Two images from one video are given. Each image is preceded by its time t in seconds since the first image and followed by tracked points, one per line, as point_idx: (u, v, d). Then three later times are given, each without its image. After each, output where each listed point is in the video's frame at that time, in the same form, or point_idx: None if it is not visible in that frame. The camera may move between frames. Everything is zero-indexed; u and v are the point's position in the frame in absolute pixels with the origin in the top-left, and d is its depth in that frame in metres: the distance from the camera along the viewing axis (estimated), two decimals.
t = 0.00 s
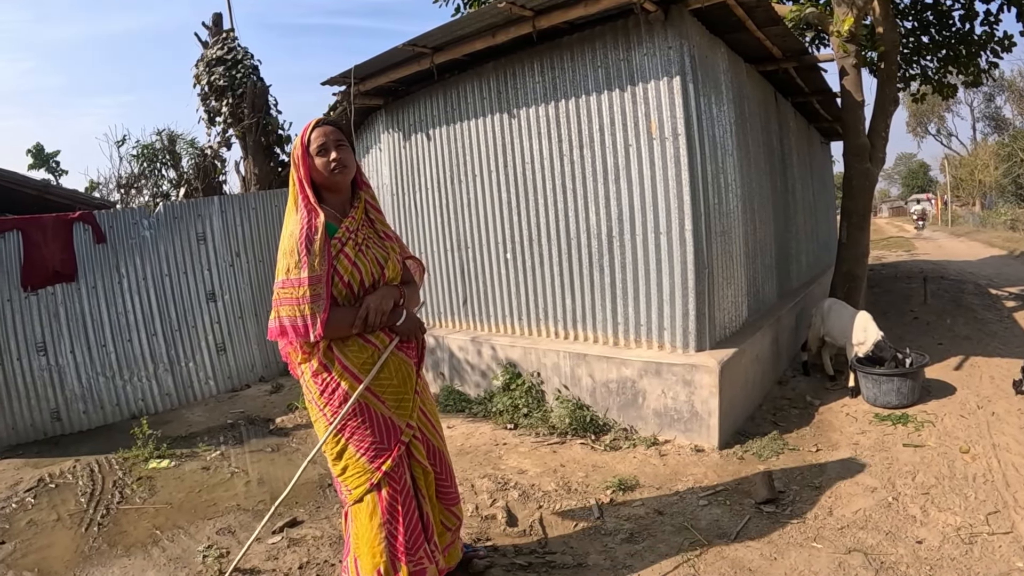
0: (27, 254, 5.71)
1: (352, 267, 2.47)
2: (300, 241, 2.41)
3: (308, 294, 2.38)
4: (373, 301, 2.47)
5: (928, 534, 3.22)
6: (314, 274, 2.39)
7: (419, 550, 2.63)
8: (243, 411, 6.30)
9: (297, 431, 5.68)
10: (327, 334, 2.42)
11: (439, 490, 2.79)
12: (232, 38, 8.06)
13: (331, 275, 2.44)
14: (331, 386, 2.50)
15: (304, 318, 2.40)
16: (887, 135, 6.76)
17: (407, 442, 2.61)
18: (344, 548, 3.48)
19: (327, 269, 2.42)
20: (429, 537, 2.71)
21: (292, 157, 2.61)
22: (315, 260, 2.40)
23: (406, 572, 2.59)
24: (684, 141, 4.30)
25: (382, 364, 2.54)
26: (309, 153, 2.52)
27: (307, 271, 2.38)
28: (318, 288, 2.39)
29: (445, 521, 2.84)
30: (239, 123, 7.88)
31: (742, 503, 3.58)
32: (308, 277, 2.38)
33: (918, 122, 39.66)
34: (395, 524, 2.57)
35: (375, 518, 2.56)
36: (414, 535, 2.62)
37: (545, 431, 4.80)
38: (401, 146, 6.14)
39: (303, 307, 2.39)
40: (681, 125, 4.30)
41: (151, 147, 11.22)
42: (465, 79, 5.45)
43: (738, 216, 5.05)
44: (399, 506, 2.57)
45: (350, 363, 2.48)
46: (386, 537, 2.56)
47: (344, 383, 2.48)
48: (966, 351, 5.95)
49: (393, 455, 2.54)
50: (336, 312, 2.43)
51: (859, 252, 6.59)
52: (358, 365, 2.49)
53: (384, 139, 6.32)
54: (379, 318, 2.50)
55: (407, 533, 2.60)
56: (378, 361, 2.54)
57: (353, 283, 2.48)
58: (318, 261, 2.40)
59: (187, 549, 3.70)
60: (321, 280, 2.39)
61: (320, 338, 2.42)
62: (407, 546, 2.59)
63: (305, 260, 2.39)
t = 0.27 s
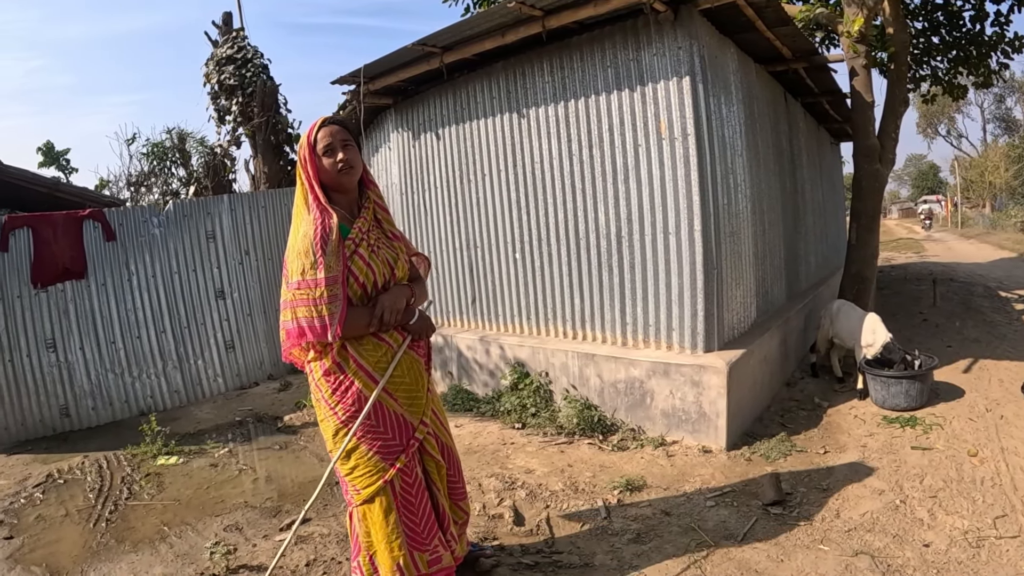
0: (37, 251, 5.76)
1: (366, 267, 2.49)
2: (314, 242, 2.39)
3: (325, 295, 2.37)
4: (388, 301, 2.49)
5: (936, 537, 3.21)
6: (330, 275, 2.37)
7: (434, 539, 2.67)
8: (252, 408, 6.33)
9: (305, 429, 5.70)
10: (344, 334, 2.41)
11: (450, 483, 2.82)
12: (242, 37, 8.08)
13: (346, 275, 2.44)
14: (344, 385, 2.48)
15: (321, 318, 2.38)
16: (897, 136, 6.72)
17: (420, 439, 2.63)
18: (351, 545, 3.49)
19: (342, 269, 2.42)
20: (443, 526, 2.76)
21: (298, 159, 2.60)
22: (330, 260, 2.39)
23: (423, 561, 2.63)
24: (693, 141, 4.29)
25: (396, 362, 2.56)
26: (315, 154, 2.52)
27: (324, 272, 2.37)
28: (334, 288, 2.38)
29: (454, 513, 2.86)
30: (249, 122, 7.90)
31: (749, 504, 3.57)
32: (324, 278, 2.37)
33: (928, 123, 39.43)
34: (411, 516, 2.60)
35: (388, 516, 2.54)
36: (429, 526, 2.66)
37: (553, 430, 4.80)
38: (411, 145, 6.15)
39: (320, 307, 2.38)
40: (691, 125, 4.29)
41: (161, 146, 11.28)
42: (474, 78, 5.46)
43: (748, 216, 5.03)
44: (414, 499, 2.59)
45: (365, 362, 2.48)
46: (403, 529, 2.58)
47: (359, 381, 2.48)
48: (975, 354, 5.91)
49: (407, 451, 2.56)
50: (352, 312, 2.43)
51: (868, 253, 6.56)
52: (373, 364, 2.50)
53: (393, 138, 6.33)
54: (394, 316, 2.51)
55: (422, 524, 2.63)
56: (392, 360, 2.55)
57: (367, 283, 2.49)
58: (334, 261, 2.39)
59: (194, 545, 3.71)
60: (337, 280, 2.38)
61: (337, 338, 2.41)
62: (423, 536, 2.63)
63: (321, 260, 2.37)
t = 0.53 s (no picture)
0: (46, 249, 5.80)
1: (376, 267, 2.50)
2: (325, 240, 2.40)
3: (335, 294, 2.37)
4: (398, 301, 2.50)
5: (943, 540, 3.19)
6: (341, 275, 2.38)
7: (432, 543, 2.64)
8: (259, 406, 6.35)
9: (312, 427, 5.71)
10: (353, 333, 2.42)
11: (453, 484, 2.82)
12: (251, 35, 8.10)
13: (356, 275, 2.45)
14: (350, 383, 2.49)
15: (331, 318, 2.39)
16: (906, 136, 6.69)
17: (423, 439, 2.63)
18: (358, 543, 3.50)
19: (353, 268, 2.43)
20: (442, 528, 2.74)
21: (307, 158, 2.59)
22: (341, 260, 2.39)
23: (419, 563, 2.61)
24: (702, 141, 4.29)
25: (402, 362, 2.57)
26: (326, 151, 2.52)
27: (335, 272, 2.38)
28: (344, 288, 2.38)
29: (457, 515, 2.85)
30: (258, 120, 7.92)
31: (756, 505, 3.56)
32: (335, 277, 2.37)
33: (937, 123, 39.22)
34: (410, 517, 2.59)
35: (388, 514, 2.54)
36: (428, 529, 2.64)
37: (560, 430, 4.80)
38: (419, 144, 6.16)
39: (331, 307, 2.38)
40: (700, 125, 4.28)
41: (170, 144, 11.33)
42: (483, 77, 5.46)
43: (756, 216, 5.02)
44: (414, 500, 2.59)
45: (371, 361, 2.49)
46: (402, 530, 2.57)
47: (365, 380, 2.48)
48: (984, 356, 5.88)
49: (409, 452, 2.56)
50: (362, 312, 2.44)
51: (877, 255, 6.53)
52: (379, 363, 2.51)
53: (402, 137, 6.34)
54: (402, 316, 2.52)
55: (421, 526, 2.61)
56: (399, 360, 2.56)
57: (377, 284, 2.50)
58: (345, 261, 2.40)
59: (201, 542, 3.73)
60: (348, 280, 2.39)
61: (346, 337, 2.41)
62: (421, 538, 2.62)
63: (332, 260, 2.38)
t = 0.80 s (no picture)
0: (50, 247, 5.82)
1: (383, 265, 2.50)
2: (333, 239, 2.40)
3: (344, 293, 2.38)
4: (406, 299, 2.51)
5: (947, 539, 3.19)
6: (349, 273, 2.38)
7: (440, 539, 2.66)
8: (263, 404, 6.36)
9: (316, 425, 5.72)
10: (362, 332, 2.42)
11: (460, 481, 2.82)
12: (255, 34, 8.11)
13: (364, 274, 2.45)
14: (359, 381, 2.49)
15: (340, 317, 2.39)
16: (910, 136, 6.68)
17: (431, 437, 2.64)
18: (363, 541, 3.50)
19: (360, 267, 2.43)
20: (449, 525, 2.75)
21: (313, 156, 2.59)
22: (349, 259, 2.39)
23: (428, 561, 2.62)
24: (707, 140, 4.28)
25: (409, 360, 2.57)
26: (332, 150, 2.52)
27: (342, 270, 2.38)
28: (353, 286, 2.39)
29: (465, 512, 2.86)
30: (262, 119, 7.93)
31: (760, 504, 3.57)
32: (343, 276, 2.37)
33: (941, 123, 39.13)
34: (419, 514, 2.60)
35: (396, 513, 2.55)
36: (436, 526, 2.66)
37: (564, 428, 4.81)
38: (424, 143, 6.16)
39: (339, 306, 2.38)
40: (705, 124, 4.28)
41: (174, 142, 11.36)
42: (488, 76, 5.46)
43: (761, 216, 5.02)
44: (422, 497, 2.60)
45: (380, 359, 2.49)
46: (410, 528, 2.58)
47: (374, 378, 2.49)
48: (988, 356, 5.88)
49: (417, 449, 2.57)
50: (371, 310, 2.44)
51: (881, 254, 6.52)
52: (388, 361, 2.51)
53: (406, 136, 6.35)
54: (410, 314, 2.53)
55: (429, 524, 2.63)
56: (407, 357, 2.57)
57: (384, 282, 2.51)
58: (352, 259, 2.40)
59: (206, 539, 3.74)
60: (356, 279, 2.39)
61: (355, 336, 2.41)
62: (430, 535, 2.63)
63: (340, 258, 2.38)
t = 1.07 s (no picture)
0: (53, 246, 5.83)
1: (386, 263, 2.50)
2: (336, 238, 2.40)
3: (348, 291, 2.37)
4: (409, 296, 2.51)
5: (949, 538, 3.19)
6: (353, 271, 2.38)
7: (445, 539, 2.66)
8: (265, 403, 6.36)
9: (318, 424, 5.73)
10: (366, 330, 2.42)
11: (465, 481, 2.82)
12: (258, 33, 8.12)
13: (367, 272, 2.45)
14: (361, 380, 2.48)
15: (344, 315, 2.38)
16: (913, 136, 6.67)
17: (435, 435, 2.64)
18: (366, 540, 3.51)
19: (363, 266, 2.43)
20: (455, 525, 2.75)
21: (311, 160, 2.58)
22: (352, 258, 2.39)
23: (433, 561, 2.62)
24: (710, 139, 4.28)
25: (412, 357, 2.57)
26: (332, 153, 2.51)
27: (346, 269, 2.37)
28: (357, 285, 2.38)
29: (471, 511, 2.86)
30: (264, 118, 7.93)
31: (763, 504, 3.57)
32: (346, 274, 2.37)
33: (943, 123, 39.09)
34: (423, 514, 2.60)
35: (400, 513, 2.54)
36: (441, 526, 2.65)
37: (567, 428, 4.81)
38: (427, 142, 6.16)
39: (344, 304, 2.38)
40: (708, 123, 4.28)
41: (176, 142, 11.37)
42: (491, 75, 5.46)
43: (764, 215, 5.02)
44: (426, 497, 2.59)
45: (383, 357, 2.50)
46: (415, 528, 2.58)
47: (377, 376, 2.48)
48: (991, 356, 5.87)
49: (422, 448, 2.57)
50: (375, 308, 2.43)
51: (883, 254, 6.52)
52: (391, 359, 2.51)
53: (409, 135, 6.35)
54: (414, 311, 2.53)
55: (433, 523, 2.62)
56: (411, 355, 2.57)
57: (388, 279, 2.51)
58: (356, 257, 2.40)
59: (209, 538, 3.74)
60: (360, 277, 2.39)
61: (360, 333, 2.41)
62: (435, 535, 2.63)
63: (343, 257, 2.37)
